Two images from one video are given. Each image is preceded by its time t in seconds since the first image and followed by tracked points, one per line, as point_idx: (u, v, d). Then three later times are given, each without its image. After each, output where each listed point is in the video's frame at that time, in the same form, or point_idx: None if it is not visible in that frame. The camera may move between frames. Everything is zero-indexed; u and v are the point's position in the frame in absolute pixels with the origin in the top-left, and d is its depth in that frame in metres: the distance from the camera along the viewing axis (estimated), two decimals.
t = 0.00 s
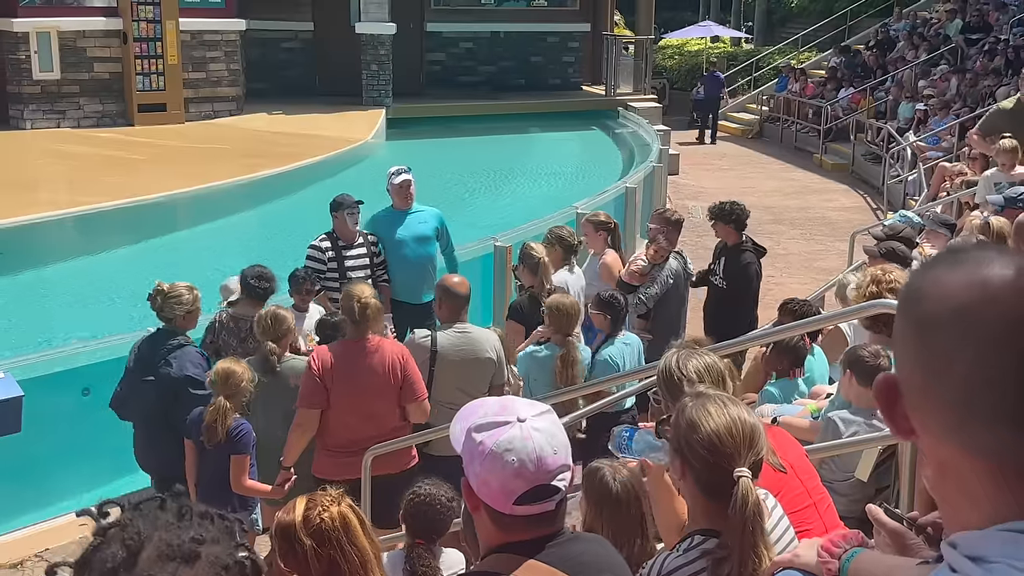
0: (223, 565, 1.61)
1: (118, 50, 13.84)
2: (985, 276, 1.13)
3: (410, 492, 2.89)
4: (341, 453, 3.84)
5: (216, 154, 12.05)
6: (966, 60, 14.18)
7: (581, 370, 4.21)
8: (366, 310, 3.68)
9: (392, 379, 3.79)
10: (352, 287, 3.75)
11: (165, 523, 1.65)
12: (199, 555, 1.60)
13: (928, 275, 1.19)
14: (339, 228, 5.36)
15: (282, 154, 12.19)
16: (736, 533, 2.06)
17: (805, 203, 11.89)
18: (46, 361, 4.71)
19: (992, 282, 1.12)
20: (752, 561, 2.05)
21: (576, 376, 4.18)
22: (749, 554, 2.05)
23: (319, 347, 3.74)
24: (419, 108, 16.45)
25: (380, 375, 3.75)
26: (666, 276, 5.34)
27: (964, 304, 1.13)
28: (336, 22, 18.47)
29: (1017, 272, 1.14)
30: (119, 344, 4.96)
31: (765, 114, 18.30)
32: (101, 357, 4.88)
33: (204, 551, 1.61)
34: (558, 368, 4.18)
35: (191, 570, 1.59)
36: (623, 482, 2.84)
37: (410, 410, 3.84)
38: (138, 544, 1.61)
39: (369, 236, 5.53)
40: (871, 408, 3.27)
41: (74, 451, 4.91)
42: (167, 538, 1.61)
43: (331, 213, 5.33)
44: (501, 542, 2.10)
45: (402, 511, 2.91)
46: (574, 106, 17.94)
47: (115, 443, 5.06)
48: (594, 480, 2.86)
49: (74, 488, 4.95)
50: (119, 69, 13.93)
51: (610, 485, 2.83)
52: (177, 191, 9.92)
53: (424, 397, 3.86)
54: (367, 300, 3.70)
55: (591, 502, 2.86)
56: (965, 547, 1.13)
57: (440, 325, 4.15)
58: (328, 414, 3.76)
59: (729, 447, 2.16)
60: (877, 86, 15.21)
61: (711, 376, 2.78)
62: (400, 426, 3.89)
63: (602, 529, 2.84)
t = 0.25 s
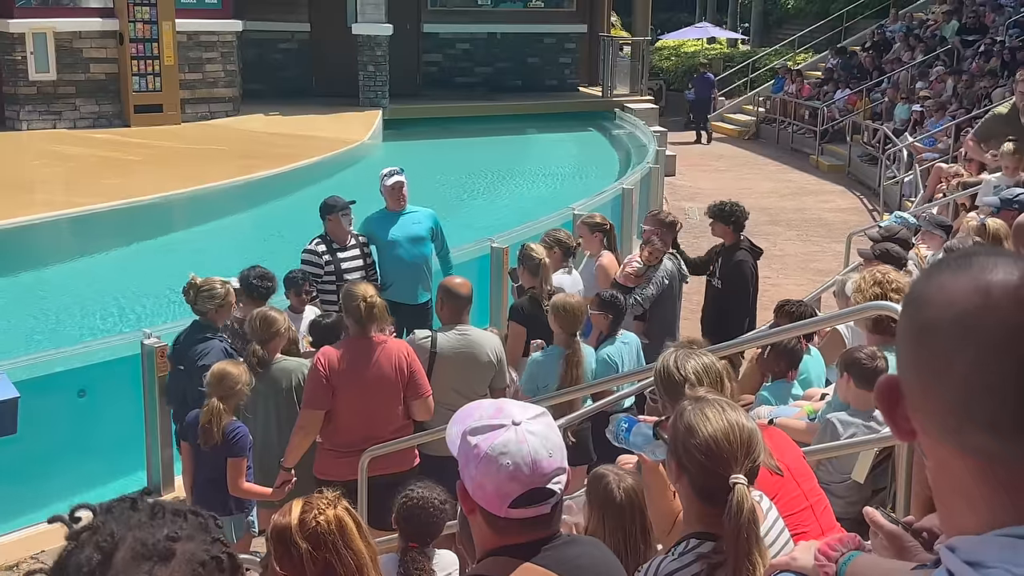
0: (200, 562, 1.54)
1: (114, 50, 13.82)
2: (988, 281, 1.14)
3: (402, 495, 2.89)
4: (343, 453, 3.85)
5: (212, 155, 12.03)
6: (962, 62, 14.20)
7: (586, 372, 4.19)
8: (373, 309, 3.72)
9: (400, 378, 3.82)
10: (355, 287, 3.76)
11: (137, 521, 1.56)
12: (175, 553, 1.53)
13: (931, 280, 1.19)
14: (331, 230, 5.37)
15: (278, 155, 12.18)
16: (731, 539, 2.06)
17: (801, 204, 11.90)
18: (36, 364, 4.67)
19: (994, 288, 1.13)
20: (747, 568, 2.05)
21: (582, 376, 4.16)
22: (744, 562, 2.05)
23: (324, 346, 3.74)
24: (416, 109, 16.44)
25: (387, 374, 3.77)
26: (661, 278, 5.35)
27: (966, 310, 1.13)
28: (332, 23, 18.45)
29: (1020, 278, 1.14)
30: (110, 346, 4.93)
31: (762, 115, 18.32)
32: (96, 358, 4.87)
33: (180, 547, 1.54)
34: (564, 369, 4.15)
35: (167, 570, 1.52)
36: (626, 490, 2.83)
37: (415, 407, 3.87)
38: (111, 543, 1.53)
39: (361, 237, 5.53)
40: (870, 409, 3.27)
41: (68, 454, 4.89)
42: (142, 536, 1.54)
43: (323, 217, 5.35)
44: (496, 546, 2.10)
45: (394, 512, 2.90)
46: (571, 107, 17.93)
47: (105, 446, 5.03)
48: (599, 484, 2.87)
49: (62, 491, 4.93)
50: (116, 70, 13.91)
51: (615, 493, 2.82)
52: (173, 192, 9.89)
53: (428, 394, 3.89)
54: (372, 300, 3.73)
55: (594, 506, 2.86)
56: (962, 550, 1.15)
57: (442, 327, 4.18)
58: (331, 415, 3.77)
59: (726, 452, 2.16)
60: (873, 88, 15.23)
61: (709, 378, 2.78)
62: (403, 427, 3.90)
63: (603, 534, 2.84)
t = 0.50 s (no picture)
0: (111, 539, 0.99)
1: (111, 51, 13.80)
2: (983, 284, 1.14)
3: (400, 495, 2.88)
4: (340, 454, 3.85)
5: (209, 156, 12.02)
6: (958, 63, 14.23)
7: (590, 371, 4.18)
8: (373, 311, 3.72)
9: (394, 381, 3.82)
10: (354, 288, 3.76)
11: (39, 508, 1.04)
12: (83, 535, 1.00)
13: (927, 281, 1.19)
14: (331, 228, 5.38)
15: (275, 156, 12.16)
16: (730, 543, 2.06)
17: (798, 205, 11.91)
18: (31, 366, 4.65)
19: (991, 290, 1.13)
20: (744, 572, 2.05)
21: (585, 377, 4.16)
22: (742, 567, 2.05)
23: (323, 347, 3.74)
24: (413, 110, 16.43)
25: (382, 377, 3.77)
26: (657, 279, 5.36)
27: (961, 313, 1.13)
28: (329, 24, 18.44)
29: (1016, 280, 1.14)
30: (105, 349, 4.92)
31: (758, 116, 18.35)
32: (94, 360, 4.88)
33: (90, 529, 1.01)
34: (568, 368, 4.14)
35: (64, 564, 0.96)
36: (624, 493, 2.83)
37: (410, 410, 3.87)
38: None
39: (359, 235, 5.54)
40: (867, 410, 3.27)
41: (65, 456, 4.88)
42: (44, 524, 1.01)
43: (324, 216, 5.35)
44: (494, 548, 2.10)
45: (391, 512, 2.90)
46: (568, 108, 17.92)
47: (99, 449, 4.99)
48: (596, 487, 2.86)
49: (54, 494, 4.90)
50: (112, 71, 13.89)
51: (612, 497, 2.82)
52: (169, 193, 9.87)
53: (423, 397, 3.89)
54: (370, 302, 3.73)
55: (592, 509, 2.85)
56: (960, 554, 1.15)
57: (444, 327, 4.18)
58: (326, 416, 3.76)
59: (726, 456, 2.16)
60: (869, 89, 15.26)
61: (704, 383, 2.78)
62: (400, 428, 3.89)
63: (601, 537, 2.84)
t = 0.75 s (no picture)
0: None
1: (108, 52, 13.79)
2: (982, 286, 1.14)
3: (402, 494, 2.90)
4: (337, 456, 3.85)
5: (206, 157, 12.01)
6: (955, 64, 14.26)
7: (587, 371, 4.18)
8: (364, 313, 3.71)
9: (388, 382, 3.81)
10: (347, 289, 3.76)
11: None
12: None
13: (925, 284, 1.19)
14: (320, 229, 5.36)
15: (272, 156, 12.15)
16: (729, 546, 2.07)
17: (795, 206, 11.93)
18: (27, 368, 4.65)
19: (990, 293, 1.13)
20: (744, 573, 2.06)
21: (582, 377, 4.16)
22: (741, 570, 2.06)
23: (317, 349, 3.73)
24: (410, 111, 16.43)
25: (379, 379, 3.77)
26: (654, 280, 5.36)
27: (960, 316, 1.13)
28: (327, 24, 18.43)
29: (1014, 282, 1.14)
30: (101, 349, 4.92)
31: (755, 117, 18.37)
32: (92, 361, 4.88)
33: None
34: (565, 369, 4.14)
35: None
36: (618, 492, 2.84)
37: (406, 410, 3.87)
38: None
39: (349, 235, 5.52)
40: (864, 411, 3.28)
41: (62, 457, 4.87)
42: None
43: (312, 218, 5.32)
44: (492, 550, 2.10)
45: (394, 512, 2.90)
46: (565, 109, 17.91)
47: (96, 450, 5.00)
48: (591, 487, 2.86)
49: (51, 495, 4.89)
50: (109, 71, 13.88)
51: (606, 496, 2.82)
52: (166, 194, 9.86)
53: (418, 397, 3.89)
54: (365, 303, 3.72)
55: (587, 509, 2.85)
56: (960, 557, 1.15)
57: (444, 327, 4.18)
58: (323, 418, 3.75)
59: (725, 458, 2.16)
60: (866, 90, 15.29)
61: (699, 387, 2.78)
62: (396, 428, 3.89)
63: (596, 537, 2.84)
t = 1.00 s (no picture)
0: None
1: (105, 52, 13.78)
2: (986, 291, 1.14)
3: (415, 492, 2.90)
4: (335, 457, 3.84)
5: (203, 157, 12.00)
6: (953, 66, 14.27)
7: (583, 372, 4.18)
8: (358, 316, 3.70)
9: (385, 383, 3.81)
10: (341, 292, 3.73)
11: None
12: None
13: (928, 288, 1.18)
14: (315, 229, 5.36)
15: (270, 157, 12.15)
16: (727, 550, 2.06)
17: (793, 207, 11.94)
18: (27, 367, 4.64)
19: (993, 297, 1.13)
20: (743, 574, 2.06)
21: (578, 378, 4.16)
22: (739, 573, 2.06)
23: (315, 352, 3.73)
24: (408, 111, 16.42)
25: (376, 380, 3.77)
26: (652, 280, 5.35)
27: (964, 321, 1.13)
28: (325, 25, 18.42)
29: (1018, 287, 1.14)
30: (100, 350, 4.89)
31: (753, 118, 18.40)
32: (91, 361, 4.86)
33: None
34: (560, 371, 4.13)
35: None
36: (617, 492, 2.84)
37: (403, 411, 3.87)
38: None
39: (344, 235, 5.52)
40: (861, 412, 3.28)
41: (59, 457, 4.87)
42: None
43: (306, 218, 5.32)
44: (491, 552, 2.09)
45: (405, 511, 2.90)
46: (563, 109, 17.90)
47: (94, 450, 5.00)
48: (588, 488, 2.86)
49: (50, 495, 4.90)
50: (107, 72, 13.87)
51: (605, 497, 2.81)
52: (164, 195, 9.84)
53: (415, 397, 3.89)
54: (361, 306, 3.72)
55: (584, 510, 2.85)
56: (960, 558, 1.16)
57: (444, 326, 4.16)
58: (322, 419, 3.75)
59: (724, 459, 2.16)
60: (864, 91, 15.30)
61: (699, 389, 2.78)
62: (394, 428, 3.89)
63: (595, 538, 2.84)
